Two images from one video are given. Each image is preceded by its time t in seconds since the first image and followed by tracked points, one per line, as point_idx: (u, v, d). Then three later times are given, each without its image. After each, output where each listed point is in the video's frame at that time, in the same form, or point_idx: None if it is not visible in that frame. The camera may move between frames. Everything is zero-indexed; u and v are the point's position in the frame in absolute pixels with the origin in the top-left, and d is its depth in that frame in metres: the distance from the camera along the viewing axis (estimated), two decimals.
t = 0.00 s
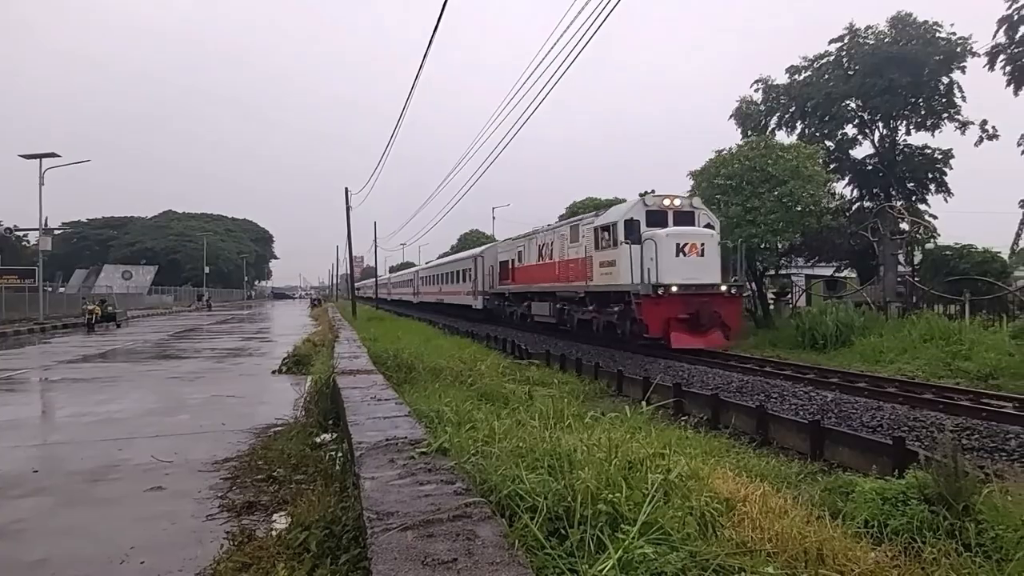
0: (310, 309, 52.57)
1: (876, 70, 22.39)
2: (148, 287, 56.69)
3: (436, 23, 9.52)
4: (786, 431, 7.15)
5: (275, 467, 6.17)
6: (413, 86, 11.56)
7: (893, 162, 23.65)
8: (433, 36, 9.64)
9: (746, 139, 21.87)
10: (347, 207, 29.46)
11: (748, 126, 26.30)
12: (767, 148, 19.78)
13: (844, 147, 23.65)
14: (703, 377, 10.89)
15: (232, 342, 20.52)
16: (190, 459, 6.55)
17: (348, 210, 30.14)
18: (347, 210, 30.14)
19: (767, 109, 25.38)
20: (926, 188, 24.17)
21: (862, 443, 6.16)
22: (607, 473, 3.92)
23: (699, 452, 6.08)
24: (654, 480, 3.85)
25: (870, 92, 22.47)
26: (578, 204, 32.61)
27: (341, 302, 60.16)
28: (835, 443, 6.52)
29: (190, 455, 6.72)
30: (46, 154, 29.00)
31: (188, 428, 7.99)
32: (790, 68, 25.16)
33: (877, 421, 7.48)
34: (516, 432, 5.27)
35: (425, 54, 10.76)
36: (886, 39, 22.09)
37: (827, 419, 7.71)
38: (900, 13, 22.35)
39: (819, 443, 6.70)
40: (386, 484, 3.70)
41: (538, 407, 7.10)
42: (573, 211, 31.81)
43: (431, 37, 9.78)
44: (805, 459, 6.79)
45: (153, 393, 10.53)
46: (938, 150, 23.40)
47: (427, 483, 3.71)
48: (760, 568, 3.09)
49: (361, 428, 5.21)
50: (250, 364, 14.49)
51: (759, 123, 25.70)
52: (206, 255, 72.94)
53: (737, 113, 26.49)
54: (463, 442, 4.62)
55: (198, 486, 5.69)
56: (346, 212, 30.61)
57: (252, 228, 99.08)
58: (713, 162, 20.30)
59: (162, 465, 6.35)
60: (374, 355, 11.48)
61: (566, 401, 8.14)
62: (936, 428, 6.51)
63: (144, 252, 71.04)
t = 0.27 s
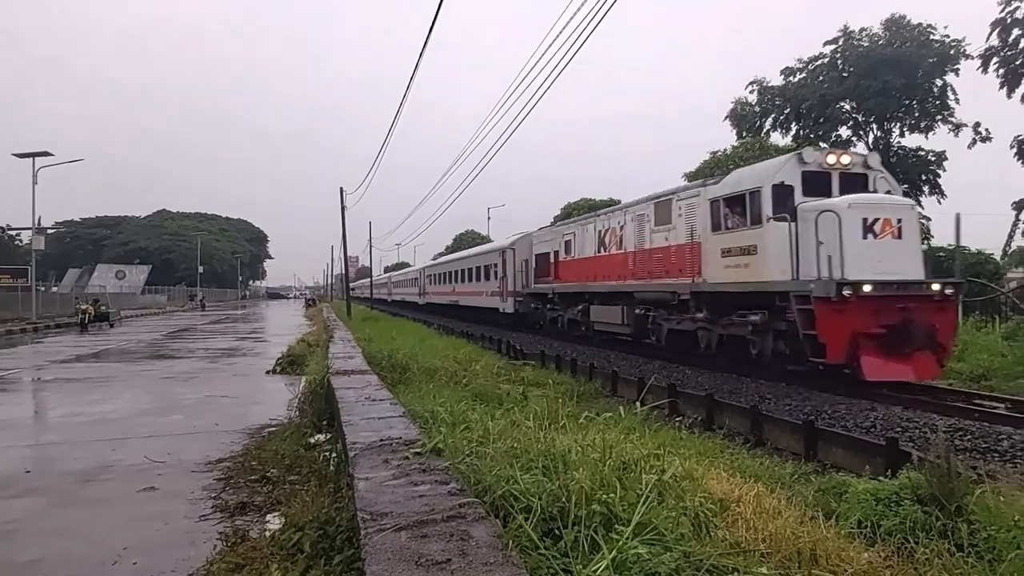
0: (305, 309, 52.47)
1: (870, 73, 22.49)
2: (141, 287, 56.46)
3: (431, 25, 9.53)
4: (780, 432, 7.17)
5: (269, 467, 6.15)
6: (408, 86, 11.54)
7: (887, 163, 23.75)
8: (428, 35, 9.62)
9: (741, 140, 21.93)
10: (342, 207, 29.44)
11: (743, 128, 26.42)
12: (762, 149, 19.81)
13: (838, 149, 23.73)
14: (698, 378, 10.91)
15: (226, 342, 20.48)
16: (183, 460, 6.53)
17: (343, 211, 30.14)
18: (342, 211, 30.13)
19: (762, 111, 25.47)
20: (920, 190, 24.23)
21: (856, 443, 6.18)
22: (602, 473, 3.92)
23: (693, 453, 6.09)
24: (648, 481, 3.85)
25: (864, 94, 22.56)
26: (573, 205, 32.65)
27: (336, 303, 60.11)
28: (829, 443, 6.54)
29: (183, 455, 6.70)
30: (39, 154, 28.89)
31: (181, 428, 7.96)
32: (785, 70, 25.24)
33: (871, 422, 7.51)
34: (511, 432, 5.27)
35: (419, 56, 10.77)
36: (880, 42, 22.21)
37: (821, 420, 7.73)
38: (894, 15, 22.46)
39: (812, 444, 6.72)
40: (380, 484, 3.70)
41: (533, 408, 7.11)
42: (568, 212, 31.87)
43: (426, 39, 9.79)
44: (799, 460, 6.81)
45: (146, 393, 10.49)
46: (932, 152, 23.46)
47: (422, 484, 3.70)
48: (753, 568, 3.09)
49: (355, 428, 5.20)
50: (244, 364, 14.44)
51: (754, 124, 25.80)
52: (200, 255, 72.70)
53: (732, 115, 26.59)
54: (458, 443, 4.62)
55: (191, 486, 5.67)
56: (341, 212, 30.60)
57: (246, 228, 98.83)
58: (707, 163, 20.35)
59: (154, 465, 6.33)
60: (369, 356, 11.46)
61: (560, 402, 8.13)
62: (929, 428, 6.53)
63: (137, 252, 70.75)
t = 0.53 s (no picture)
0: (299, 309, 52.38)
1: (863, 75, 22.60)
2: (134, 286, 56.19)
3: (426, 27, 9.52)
4: (773, 433, 7.19)
5: (262, 468, 6.13)
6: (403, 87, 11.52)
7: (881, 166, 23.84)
8: (423, 36, 9.60)
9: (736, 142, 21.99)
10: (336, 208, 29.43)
11: (738, 129, 26.44)
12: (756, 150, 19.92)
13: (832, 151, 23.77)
14: (691, 379, 10.93)
15: (219, 342, 20.44)
16: (175, 460, 6.51)
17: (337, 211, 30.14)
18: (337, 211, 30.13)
19: (757, 113, 25.52)
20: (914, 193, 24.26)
21: (849, 444, 6.20)
22: (595, 474, 3.92)
23: (687, 454, 6.10)
24: (642, 481, 3.85)
25: (858, 96, 22.63)
26: (569, 206, 32.73)
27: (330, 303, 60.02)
28: (822, 444, 6.56)
29: (176, 455, 6.68)
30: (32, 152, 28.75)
31: (173, 428, 7.93)
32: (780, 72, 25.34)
33: (863, 423, 7.54)
34: (504, 432, 5.29)
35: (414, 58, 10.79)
36: (874, 45, 22.37)
37: (814, 421, 7.75)
38: (887, 18, 22.61)
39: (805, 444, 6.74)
40: (373, 484, 3.69)
41: (527, 408, 7.11)
42: (563, 212, 31.99)
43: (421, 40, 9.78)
44: (792, 461, 6.82)
45: (138, 393, 10.44)
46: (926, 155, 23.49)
47: (415, 484, 3.70)
48: (745, 569, 3.10)
49: (349, 428, 5.19)
50: (237, 364, 14.39)
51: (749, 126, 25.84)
52: (194, 255, 72.44)
53: (727, 117, 26.63)
54: (451, 443, 4.63)
55: (184, 487, 5.65)
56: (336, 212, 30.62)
57: (240, 227, 98.54)
58: (702, 165, 20.49)
59: (147, 465, 6.30)
60: (363, 355, 11.45)
61: (555, 402, 8.11)
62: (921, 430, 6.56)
63: (130, 251, 70.47)
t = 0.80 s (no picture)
0: (284, 309, 52.08)
1: (846, 79, 22.84)
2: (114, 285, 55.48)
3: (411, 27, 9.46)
4: (756, 433, 7.24)
5: (244, 469, 6.08)
6: (388, 87, 11.44)
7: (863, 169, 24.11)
8: (408, 36, 9.54)
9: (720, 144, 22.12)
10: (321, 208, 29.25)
11: (722, 132, 26.61)
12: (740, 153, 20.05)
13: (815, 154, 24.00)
14: (675, 379, 10.98)
15: (202, 342, 20.23)
16: (156, 461, 6.42)
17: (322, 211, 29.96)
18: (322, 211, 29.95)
19: (741, 115, 25.68)
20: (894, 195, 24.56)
21: (831, 444, 6.25)
22: (580, 474, 3.93)
23: (671, 454, 6.12)
24: (625, 481, 3.86)
25: (840, 100, 22.86)
26: (555, 207, 32.79)
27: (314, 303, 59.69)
28: (804, 444, 6.61)
29: (156, 456, 6.59)
30: (10, 149, 28.29)
31: (154, 429, 7.84)
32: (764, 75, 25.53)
33: (844, 423, 7.61)
34: (489, 433, 5.29)
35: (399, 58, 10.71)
36: (856, 49, 22.62)
37: (797, 422, 7.82)
38: (870, 23, 22.87)
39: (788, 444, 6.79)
40: (357, 485, 3.67)
41: (511, 409, 7.09)
42: (549, 212, 32.07)
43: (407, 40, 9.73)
44: (775, 461, 6.87)
45: (118, 393, 10.32)
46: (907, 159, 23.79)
47: (399, 485, 3.68)
48: (728, 568, 3.12)
49: (332, 429, 5.15)
50: (219, 365, 14.25)
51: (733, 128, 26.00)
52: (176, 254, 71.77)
53: (711, 119, 26.79)
54: (435, 443, 4.61)
55: (165, 488, 5.58)
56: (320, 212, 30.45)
57: (223, 226, 97.67)
58: (687, 167, 20.62)
59: (126, 467, 6.22)
60: (347, 356, 11.39)
61: (540, 403, 8.11)
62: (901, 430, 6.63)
63: (111, 250, 69.61)
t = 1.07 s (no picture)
0: (267, 309, 51.72)
1: (829, 83, 23.07)
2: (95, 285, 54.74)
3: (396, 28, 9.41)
4: (739, 433, 7.28)
5: (226, 470, 6.02)
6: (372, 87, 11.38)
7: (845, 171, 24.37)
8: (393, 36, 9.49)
9: (705, 146, 22.25)
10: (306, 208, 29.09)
11: (707, 134, 26.77)
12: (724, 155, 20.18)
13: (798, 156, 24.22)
14: (660, 380, 11.03)
15: (184, 342, 20.03)
16: (136, 463, 6.35)
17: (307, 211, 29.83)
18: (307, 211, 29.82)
19: (725, 118, 25.85)
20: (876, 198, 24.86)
21: (813, 443, 6.30)
22: (564, 475, 3.93)
23: (655, 454, 6.14)
24: (610, 482, 3.87)
25: (823, 103, 23.08)
26: (541, 208, 32.86)
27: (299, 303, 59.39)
28: (786, 444, 6.66)
29: (136, 458, 6.51)
30: None
31: (135, 431, 7.74)
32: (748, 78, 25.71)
33: (826, 423, 7.68)
34: (474, 434, 5.28)
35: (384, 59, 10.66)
36: (838, 53, 22.86)
37: (780, 422, 7.88)
38: (852, 27, 23.11)
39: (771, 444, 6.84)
40: (340, 487, 3.65)
41: (496, 410, 7.08)
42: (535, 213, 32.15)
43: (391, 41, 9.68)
44: (758, 461, 6.91)
45: (98, 394, 10.20)
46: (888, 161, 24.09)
47: (382, 486, 3.66)
48: (711, 568, 3.14)
49: (316, 430, 5.12)
50: (202, 365, 14.13)
51: (718, 130, 26.16)
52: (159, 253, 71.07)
53: (696, 121, 26.95)
54: (420, 444, 4.60)
55: (146, 490, 5.52)
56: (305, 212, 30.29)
57: (206, 226, 96.80)
58: (671, 169, 20.74)
59: (106, 469, 6.14)
60: (331, 356, 11.34)
61: (525, 403, 8.11)
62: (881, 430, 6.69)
63: (91, 249, 68.72)
